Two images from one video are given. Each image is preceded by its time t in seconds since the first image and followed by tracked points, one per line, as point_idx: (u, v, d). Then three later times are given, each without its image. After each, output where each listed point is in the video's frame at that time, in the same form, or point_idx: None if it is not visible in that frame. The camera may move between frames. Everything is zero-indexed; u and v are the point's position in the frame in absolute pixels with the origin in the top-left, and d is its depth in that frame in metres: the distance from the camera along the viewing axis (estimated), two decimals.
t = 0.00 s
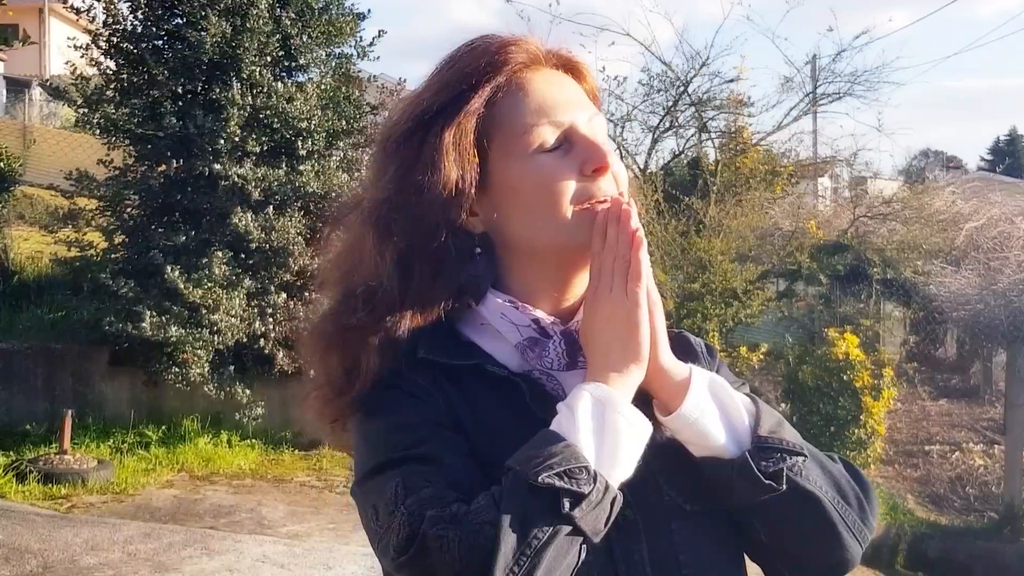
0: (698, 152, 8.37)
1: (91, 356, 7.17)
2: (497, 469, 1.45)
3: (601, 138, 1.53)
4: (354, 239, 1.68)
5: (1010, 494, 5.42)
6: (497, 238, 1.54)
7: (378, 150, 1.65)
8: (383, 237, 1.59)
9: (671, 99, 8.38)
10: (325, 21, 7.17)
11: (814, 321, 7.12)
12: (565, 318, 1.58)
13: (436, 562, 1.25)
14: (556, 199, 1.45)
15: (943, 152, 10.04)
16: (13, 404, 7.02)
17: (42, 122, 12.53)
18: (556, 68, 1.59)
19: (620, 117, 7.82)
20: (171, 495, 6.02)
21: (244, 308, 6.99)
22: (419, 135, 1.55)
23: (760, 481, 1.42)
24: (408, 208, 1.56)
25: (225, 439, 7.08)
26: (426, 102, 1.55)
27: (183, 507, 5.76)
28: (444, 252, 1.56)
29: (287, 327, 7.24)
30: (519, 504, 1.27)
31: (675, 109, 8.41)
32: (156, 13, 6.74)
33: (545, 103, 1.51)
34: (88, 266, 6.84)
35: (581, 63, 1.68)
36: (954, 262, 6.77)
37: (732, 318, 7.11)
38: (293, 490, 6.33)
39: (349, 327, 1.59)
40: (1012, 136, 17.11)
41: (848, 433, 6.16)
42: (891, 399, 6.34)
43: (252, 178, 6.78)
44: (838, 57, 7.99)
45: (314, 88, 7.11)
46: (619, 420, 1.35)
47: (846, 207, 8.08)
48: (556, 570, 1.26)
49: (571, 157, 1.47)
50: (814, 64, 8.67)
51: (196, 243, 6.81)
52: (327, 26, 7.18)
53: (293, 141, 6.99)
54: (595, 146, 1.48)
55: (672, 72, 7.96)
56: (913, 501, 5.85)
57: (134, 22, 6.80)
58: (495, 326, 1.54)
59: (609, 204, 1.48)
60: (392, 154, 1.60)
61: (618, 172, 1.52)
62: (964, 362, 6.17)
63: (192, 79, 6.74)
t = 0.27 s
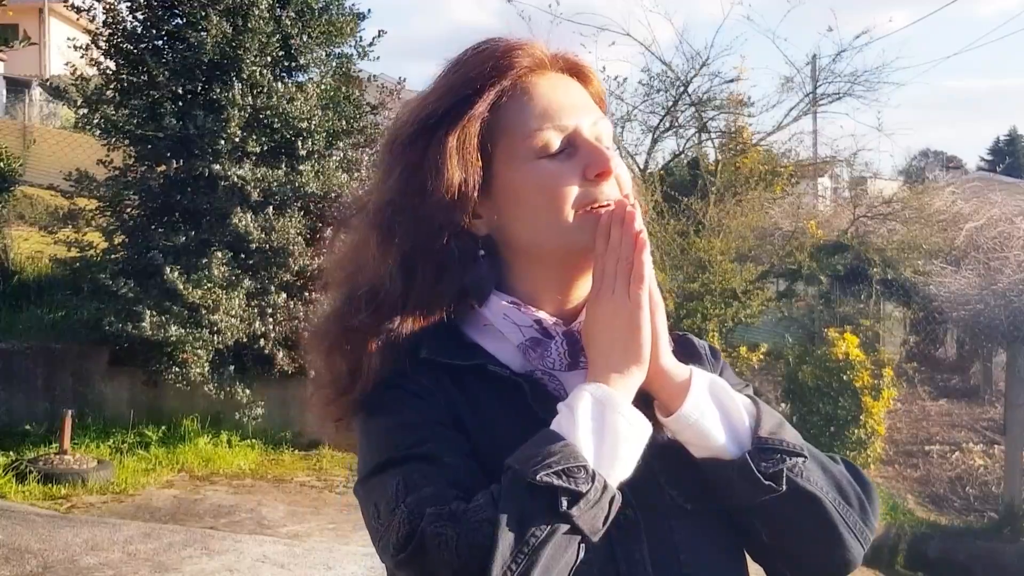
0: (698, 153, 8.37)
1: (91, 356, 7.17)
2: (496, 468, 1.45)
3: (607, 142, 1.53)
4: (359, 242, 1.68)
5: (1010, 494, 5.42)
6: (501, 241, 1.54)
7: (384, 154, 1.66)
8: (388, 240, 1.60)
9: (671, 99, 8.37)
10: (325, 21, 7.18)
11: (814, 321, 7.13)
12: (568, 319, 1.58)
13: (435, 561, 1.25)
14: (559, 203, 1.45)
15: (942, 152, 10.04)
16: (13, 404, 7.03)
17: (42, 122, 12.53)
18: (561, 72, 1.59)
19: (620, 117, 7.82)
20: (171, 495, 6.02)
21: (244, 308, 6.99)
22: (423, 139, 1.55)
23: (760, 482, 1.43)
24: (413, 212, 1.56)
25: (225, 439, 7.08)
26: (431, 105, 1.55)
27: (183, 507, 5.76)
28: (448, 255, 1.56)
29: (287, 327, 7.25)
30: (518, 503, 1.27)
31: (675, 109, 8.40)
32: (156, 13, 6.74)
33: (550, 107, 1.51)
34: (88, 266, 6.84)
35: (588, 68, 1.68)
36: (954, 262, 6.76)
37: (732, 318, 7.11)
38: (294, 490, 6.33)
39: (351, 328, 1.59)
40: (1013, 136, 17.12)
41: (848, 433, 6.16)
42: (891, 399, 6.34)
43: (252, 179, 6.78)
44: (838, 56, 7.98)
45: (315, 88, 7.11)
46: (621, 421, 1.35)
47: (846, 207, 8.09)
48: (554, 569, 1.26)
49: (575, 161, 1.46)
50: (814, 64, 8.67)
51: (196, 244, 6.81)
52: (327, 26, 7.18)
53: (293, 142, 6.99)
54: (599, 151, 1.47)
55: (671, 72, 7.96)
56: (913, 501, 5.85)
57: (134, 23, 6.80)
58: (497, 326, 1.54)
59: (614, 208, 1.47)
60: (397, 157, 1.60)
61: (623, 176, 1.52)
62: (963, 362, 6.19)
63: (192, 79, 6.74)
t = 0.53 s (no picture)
0: (698, 152, 8.37)
1: (91, 356, 7.18)
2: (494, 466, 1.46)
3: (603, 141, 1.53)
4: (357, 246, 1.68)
5: (1011, 495, 5.42)
6: (500, 242, 1.54)
7: (383, 158, 1.67)
8: (388, 243, 1.60)
9: (671, 99, 8.36)
10: (325, 21, 7.18)
11: (814, 321, 7.08)
12: (570, 318, 1.58)
13: (428, 557, 1.26)
14: (556, 203, 1.45)
15: (943, 152, 10.03)
16: (13, 404, 7.03)
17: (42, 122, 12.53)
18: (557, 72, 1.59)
19: (620, 117, 7.82)
20: (171, 495, 6.02)
21: (244, 308, 6.99)
22: (420, 144, 1.56)
23: (758, 482, 1.43)
24: (412, 215, 1.57)
25: (226, 439, 7.08)
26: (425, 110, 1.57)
27: (183, 507, 5.76)
28: (448, 258, 1.56)
29: (288, 327, 7.25)
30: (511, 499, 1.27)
31: (675, 109, 8.40)
32: (156, 13, 6.75)
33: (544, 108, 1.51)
34: (88, 266, 6.85)
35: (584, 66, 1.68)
36: (954, 262, 6.75)
37: (732, 318, 7.11)
38: (294, 490, 6.33)
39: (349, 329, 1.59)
40: (1013, 136, 17.07)
41: (848, 433, 6.16)
42: (891, 399, 6.35)
43: (253, 179, 6.78)
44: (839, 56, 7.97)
45: (314, 88, 7.11)
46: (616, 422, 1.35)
47: (846, 207, 8.09)
48: (545, 568, 1.26)
49: (571, 162, 1.46)
50: (814, 64, 8.67)
51: (197, 244, 6.81)
52: (327, 26, 7.18)
53: (293, 142, 7.00)
54: (595, 150, 1.47)
55: (671, 71, 7.96)
56: (913, 501, 5.85)
57: (134, 23, 6.81)
58: (499, 325, 1.54)
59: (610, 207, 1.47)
60: (395, 162, 1.61)
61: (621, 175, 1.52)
62: (963, 362, 6.19)
63: (192, 79, 6.74)
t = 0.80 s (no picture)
0: (698, 152, 8.36)
1: (91, 356, 7.18)
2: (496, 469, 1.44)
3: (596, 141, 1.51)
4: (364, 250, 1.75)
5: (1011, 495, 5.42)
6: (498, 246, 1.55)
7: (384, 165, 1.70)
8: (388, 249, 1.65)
9: (671, 99, 8.34)
10: (325, 21, 7.18)
11: (814, 321, 7.12)
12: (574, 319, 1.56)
13: (406, 560, 1.30)
14: (542, 208, 1.44)
15: (942, 152, 10.03)
16: (13, 404, 7.03)
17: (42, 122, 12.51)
18: (551, 73, 1.58)
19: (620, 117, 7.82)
20: (171, 495, 6.02)
21: (244, 308, 6.98)
22: (414, 153, 1.59)
23: (749, 487, 1.41)
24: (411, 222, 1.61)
25: (226, 439, 7.08)
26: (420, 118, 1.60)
27: (183, 507, 5.76)
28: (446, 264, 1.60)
29: (288, 327, 7.25)
30: (486, 509, 1.28)
31: (675, 108, 8.38)
32: (156, 13, 6.74)
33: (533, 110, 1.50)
34: (88, 266, 6.84)
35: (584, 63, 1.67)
36: (953, 262, 6.75)
37: (732, 318, 7.10)
38: (294, 490, 6.33)
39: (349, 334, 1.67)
40: (1013, 135, 17.06)
41: (848, 433, 6.16)
42: (891, 399, 6.37)
43: (253, 179, 6.78)
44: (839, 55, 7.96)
45: (314, 88, 7.11)
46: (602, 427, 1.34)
47: (845, 207, 8.08)
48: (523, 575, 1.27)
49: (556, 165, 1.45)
50: (814, 64, 8.66)
51: (197, 244, 6.80)
52: (327, 26, 7.18)
53: (293, 141, 7.00)
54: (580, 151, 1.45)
55: (671, 71, 7.95)
56: (913, 501, 5.85)
57: (134, 22, 6.80)
58: (498, 326, 1.53)
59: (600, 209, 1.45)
60: (394, 170, 1.65)
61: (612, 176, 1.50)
62: (964, 363, 6.20)
63: (192, 79, 6.74)
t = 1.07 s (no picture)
0: (698, 152, 8.36)
1: (91, 356, 7.18)
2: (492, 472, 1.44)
3: (545, 145, 1.54)
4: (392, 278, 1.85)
5: (1011, 495, 5.43)
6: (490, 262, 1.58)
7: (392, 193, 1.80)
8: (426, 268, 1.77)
9: (671, 100, 8.33)
10: (325, 21, 7.19)
11: (814, 321, 7.13)
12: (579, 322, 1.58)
13: (368, 562, 1.36)
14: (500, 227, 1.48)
15: (942, 152, 10.03)
16: (13, 404, 7.03)
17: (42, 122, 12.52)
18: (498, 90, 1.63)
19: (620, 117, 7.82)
20: (171, 495, 6.01)
21: (244, 308, 6.98)
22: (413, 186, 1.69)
23: (726, 497, 1.29)
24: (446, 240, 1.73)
25: (225, 439, 7.07)
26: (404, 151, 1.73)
27: (183, 507, 5.75)
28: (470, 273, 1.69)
29: (288, 327, 7.26)
30: (441, 525, 1.27)
31: (675, 108, 8.38)
32: (156, 13, 6.75)
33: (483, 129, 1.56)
34: (88, 266, 6.85)
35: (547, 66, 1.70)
36: (953, 262, 6.75)
37: (732, 318, 7.08)
38: (294, 490, 6.33)
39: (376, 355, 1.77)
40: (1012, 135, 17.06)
41: (848, 433, 6.15)
42: (891, 399, 6.39)
43: (253, 178, 6.78)
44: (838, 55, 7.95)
45: (314, 88, 7.11)
46: (569, 436, 1.31)
47: (845, 207, 8.08)
48: None
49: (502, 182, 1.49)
50: (814, 64, 8.65)
51: (197, 244, 6.80)
52: (327, 26, 7.19)
53: (293, 141, 7.00)
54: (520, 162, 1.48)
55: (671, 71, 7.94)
56: (913, 501, 5.85)
57: (134, 22, 6.81)
58: (502, 328, 1.55)
59: (552, 212, 1.47)
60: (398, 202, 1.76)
61: (566, 175, 1.51)
62: (963, 362, 6.20)
63: (192, 79, 6.74)
